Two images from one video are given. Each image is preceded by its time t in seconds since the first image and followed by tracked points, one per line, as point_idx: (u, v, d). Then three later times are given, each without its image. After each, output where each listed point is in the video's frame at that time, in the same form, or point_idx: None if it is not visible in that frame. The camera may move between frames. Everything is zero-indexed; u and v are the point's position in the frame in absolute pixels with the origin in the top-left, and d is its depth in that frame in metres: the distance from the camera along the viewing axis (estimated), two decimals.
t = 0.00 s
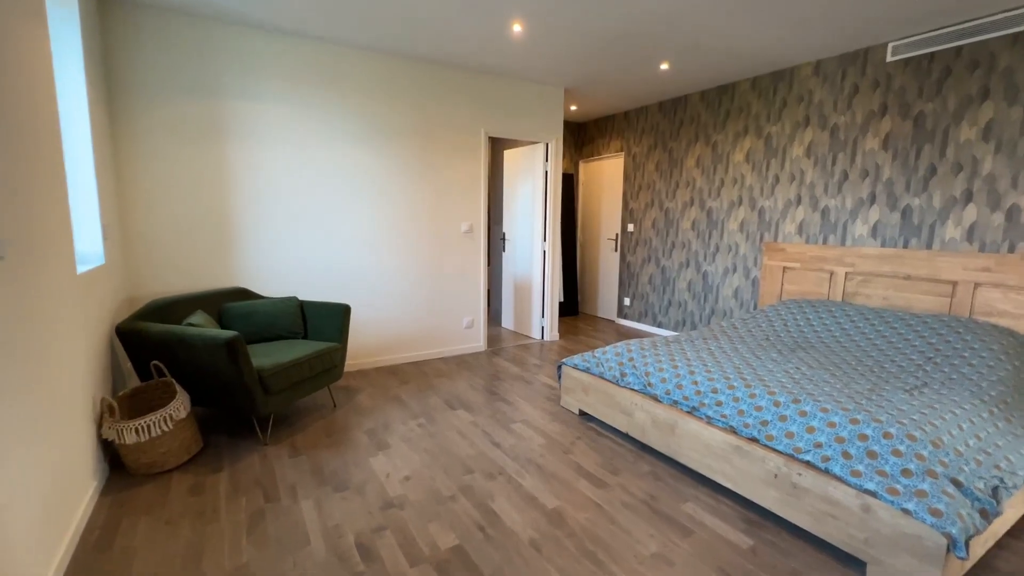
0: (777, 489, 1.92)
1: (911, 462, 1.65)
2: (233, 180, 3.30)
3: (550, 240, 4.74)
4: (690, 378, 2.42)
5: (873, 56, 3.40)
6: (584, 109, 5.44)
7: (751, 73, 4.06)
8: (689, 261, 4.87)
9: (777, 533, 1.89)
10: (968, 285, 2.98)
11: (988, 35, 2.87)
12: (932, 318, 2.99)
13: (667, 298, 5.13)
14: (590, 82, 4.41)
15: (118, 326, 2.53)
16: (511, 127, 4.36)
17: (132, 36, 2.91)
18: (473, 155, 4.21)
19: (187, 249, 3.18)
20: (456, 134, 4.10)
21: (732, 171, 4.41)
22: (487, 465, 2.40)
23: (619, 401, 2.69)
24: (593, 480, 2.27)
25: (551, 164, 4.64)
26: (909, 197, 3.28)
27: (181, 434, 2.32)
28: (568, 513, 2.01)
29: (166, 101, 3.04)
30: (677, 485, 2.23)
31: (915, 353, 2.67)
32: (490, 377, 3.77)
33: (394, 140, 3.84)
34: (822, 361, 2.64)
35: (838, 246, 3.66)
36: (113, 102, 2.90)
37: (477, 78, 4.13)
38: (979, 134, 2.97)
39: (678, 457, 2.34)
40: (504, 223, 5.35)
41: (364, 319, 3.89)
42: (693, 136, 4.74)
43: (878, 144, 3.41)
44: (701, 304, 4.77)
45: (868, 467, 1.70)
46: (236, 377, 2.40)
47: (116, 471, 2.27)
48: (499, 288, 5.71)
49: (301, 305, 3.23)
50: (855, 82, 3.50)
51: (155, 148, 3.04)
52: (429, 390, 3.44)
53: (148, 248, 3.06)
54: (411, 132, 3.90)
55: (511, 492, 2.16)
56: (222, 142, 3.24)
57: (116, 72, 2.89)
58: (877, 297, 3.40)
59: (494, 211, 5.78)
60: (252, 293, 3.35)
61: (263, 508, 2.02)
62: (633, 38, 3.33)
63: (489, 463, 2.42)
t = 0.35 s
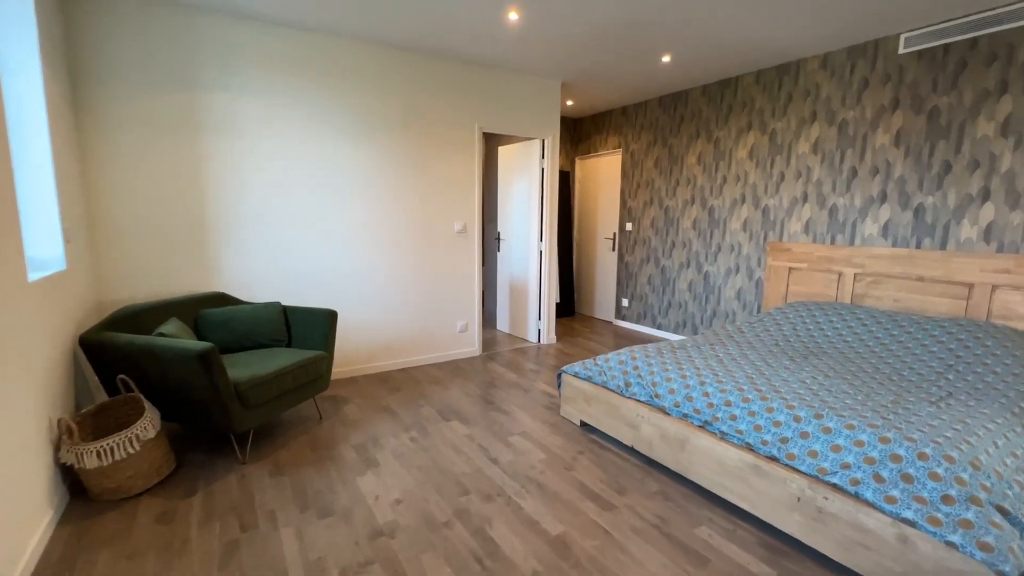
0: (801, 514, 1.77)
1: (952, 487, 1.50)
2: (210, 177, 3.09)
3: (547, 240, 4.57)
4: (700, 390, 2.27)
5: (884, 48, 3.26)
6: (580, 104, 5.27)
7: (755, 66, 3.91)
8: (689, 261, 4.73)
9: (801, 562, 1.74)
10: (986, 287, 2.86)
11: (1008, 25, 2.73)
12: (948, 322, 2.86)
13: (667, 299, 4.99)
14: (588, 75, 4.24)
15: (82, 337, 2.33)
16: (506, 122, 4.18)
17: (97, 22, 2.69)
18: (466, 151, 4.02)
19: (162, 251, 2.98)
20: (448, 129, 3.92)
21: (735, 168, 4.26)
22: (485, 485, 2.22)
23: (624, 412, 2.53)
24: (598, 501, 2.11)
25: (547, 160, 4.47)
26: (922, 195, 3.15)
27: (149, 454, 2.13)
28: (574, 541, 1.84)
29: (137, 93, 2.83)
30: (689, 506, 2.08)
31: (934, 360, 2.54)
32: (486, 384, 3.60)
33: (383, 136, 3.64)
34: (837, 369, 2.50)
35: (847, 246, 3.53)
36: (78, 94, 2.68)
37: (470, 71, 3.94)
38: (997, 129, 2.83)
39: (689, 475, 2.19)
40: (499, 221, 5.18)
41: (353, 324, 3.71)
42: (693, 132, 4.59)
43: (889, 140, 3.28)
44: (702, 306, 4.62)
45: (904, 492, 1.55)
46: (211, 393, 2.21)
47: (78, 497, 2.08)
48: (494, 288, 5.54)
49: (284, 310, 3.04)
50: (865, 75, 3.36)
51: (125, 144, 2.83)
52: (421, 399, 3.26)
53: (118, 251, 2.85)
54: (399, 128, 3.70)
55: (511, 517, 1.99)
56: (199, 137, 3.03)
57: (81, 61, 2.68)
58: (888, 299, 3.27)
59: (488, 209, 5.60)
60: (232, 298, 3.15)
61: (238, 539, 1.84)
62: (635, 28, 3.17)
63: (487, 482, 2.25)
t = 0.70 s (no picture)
0: (824, 537, 1.61)
1: (999, 510, 1.34)
2: (174, 169, 2.84)
3: (538, 237, 4.39)
4: (708, 397, 2.10)
5: (891, 34, 3.12)
6: (572, 96, 5.08)
7: (754, 54, 3.76)
8: (685, 258, 4.58)
9: None
10: (998, 284, 2.74)
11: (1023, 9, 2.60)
12: (960, 321, 2.74)
13: (662, 297, 4.83)
14: (580, 64, 4.05)
15: (21, 346, 2.08)
16: (495, 113, 3.98)
17: None
18: (453, 143, 3.81)
19: (120, 249, 2.73)
20: (434, 120, 3.70)
21: (733, 162, 4.11)
22: (475, 505, 2.03)
23: (624, 421, 2.35)
24: (599, 521, 1.92)
25: (538, 153, 4.27)
26: (929, 188, 3.02)
27: (97, 479, 1.89)
28: (574, 569, 1.66)
29: (89, 76, 2.58)
30: (698, 526, 1.91)
31: (951, 362, 2.40)
32: (475, 389, 3.39)
33: (364, 126, 3.42)
34: (850, 372, 2.35)
35: (850, 241, 3.39)
36: (21, 76, 2.42)
37: (456, 57, 3.73)
38: (1010, 119, 2.70)
39: (697, 490, 2.02)
40: (488, 217, 4.97)
41: (333, 326, 3.48)
42: (689, 124, 4.43)
43: (895, 131, 3.14)
44: (698, 304, 4.48)
45: (944, 516, 1.40)
46: (168, 409, 1.98)
47: (16, 528, 1.84)
48: (483, 287, 5.33)
49: (256, 313, 2.81)
50: (870, 63, 3.22)
51: (76, 132, 2.58)
52: (406, 407, 3.06)
53: (69, 249, 2.60)
54: (382, 117, 3.48)
55: (504, 543, 1.80)
56: (159, 125, 2.78)
57: (23, 39, 2.42)
58: (895, 297, 3.14)
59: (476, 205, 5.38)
60: (199, 300, 2.90)
61: None
62: (631, 13, 2.99)
63: (477, 502, 2.05)
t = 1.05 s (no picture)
0: None
1: None
2: (121, 162, 2.55)
3: (526, 236, 4.16)
4: (718, 415, 1.90)
5: (899, 22, 2.95)
6: (560, 88, 4.86)
7: (753, 43, 3.57)
8: (679, 257, 4.40)
9: None
10: (1014, 285, 2.60)
11: None
12: (975, 325, 2.59)
13: (655, 298, 4.65)
14: (570, 53, 3.82)
15: None
16: (481, 104, 3.74)
17: None
18: (436, 136, 3.56)
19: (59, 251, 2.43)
20: (415, 111, 3.44)
21: (729, 157, 3.93)
22: (461, 541, 1.80)
23: (625, 440, 2.14)
24: (601, 558, 1.71)
25: (526, 147, 4.04)
26: (939, 185, 2.87)
27: (16, 524, 1.62)
28: None
29: (18, 55, 2.27)
30: (712, 561, 1.70)
31: (972, 370, 2.23)
32: (460, 400, 3.16)
33: (338, 116, 3.15)
34: (867, 383, 2.17)
35: (854, 240, 3.24)
36: None
37: (438, 44, 3.47)
38: None
39: (708, 519, 1.82)
40: (473, 215, 4.73)
41: (306, 334, 3.22)
42: (683, 118, 4.24)
43: (902, 125, 2.98)
44: (693, 306, 4.30)
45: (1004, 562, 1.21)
46: (101, 439, 1.71)
47: None
48: (468, 288, 5.09)
49: (217, 322, 2.53)
50: (876, 52, 3.06)
51: (5, 118, 2.28)
52: (385, 422, 2.81)
53: None
54: (358, 107, 3.21)
55: None
56: (103, 113, 2.48)
57: None
58: (902, 299, 2.99)
59: (460, 202, 5.13)
60: (152, 307, 2.62)
61: None
62: None
63: (463, 537, 1.82)
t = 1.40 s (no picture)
0: None
1: None
2: (52, 149, 2.23)
3: (512, 231, 3.93)
4: (733, 429, 1.70)
5: (904, 4, 2.80)
6: (546, 75, 4.63)
7: (749, 27, 3.40)
8: (671, 253, 4.23)
9: None
10: None
11: None
12: (989, 322, 2.45)
13: (645, 296, 4.48)
14: (557, 37, 3.60)
15: None
16: (463, 90, 3.49)
17: None
18: (414, 124, 3.30)
19: None
20: (391, 95, 3.18)
21: (724, 147, 3.76)
22: None
23: (628, 456, 1.94)
24: None
25: (511, 137, 3.81)
26: (946, 175, 2.74)
27: None
28: None
29: None
30: None
31: (993, 373, 2.09)
32: (444, 409, 2.92)
33: (306, 99, 2.87)
34: (886, 388, 2.01)
35: (856, 234, 3.09)
36: None
37: (416, 23, 3.21)
38: None
39: (725, 547, 1.63)
40: (455, 210, 4.48)
41: (273, 339, 2.94)
42: (675, 107, 4.06)
43: (908, 112, 2.84)
44: (686, 303, 4.14)
45: None
46: (10, 468, 1.44)
47: None
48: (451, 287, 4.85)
49: (169, 330, 2.25)
50: (880, 36, 2.91)
51: None
52: (361, 436, 2.56)
53: None
54: (328, 90, 2.94)
55: None
56: (26, 93, 2.16)
57: None
58: (908, 295, 2.85)
59: (441, 196, 4.88)
60: (93, 314, 2.31)
61: None
62: None
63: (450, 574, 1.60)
